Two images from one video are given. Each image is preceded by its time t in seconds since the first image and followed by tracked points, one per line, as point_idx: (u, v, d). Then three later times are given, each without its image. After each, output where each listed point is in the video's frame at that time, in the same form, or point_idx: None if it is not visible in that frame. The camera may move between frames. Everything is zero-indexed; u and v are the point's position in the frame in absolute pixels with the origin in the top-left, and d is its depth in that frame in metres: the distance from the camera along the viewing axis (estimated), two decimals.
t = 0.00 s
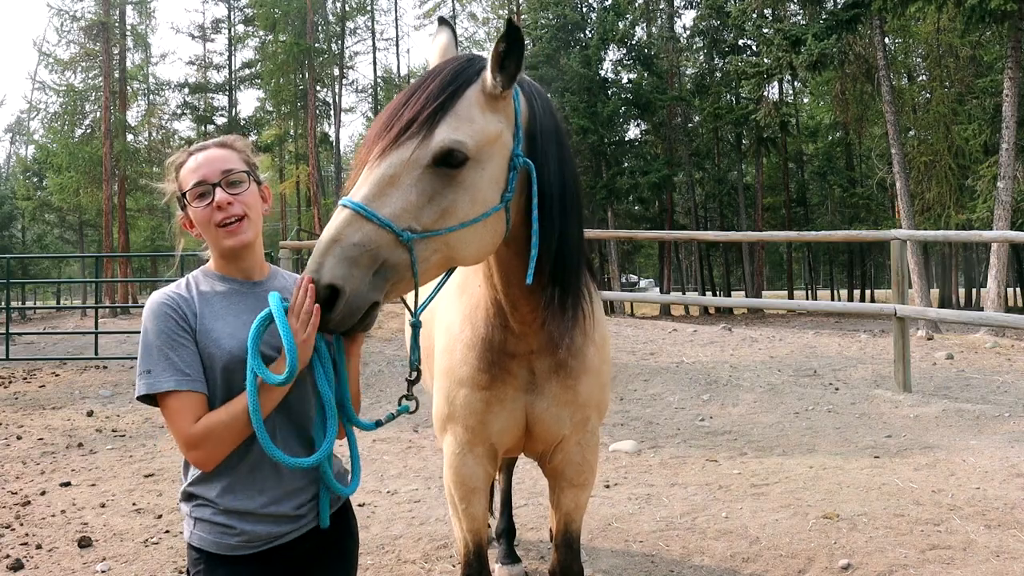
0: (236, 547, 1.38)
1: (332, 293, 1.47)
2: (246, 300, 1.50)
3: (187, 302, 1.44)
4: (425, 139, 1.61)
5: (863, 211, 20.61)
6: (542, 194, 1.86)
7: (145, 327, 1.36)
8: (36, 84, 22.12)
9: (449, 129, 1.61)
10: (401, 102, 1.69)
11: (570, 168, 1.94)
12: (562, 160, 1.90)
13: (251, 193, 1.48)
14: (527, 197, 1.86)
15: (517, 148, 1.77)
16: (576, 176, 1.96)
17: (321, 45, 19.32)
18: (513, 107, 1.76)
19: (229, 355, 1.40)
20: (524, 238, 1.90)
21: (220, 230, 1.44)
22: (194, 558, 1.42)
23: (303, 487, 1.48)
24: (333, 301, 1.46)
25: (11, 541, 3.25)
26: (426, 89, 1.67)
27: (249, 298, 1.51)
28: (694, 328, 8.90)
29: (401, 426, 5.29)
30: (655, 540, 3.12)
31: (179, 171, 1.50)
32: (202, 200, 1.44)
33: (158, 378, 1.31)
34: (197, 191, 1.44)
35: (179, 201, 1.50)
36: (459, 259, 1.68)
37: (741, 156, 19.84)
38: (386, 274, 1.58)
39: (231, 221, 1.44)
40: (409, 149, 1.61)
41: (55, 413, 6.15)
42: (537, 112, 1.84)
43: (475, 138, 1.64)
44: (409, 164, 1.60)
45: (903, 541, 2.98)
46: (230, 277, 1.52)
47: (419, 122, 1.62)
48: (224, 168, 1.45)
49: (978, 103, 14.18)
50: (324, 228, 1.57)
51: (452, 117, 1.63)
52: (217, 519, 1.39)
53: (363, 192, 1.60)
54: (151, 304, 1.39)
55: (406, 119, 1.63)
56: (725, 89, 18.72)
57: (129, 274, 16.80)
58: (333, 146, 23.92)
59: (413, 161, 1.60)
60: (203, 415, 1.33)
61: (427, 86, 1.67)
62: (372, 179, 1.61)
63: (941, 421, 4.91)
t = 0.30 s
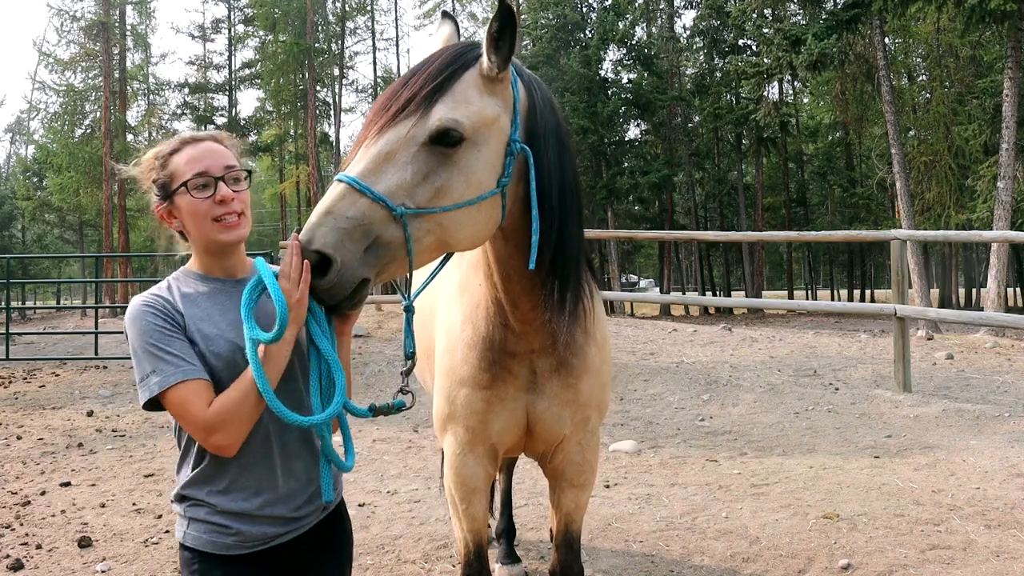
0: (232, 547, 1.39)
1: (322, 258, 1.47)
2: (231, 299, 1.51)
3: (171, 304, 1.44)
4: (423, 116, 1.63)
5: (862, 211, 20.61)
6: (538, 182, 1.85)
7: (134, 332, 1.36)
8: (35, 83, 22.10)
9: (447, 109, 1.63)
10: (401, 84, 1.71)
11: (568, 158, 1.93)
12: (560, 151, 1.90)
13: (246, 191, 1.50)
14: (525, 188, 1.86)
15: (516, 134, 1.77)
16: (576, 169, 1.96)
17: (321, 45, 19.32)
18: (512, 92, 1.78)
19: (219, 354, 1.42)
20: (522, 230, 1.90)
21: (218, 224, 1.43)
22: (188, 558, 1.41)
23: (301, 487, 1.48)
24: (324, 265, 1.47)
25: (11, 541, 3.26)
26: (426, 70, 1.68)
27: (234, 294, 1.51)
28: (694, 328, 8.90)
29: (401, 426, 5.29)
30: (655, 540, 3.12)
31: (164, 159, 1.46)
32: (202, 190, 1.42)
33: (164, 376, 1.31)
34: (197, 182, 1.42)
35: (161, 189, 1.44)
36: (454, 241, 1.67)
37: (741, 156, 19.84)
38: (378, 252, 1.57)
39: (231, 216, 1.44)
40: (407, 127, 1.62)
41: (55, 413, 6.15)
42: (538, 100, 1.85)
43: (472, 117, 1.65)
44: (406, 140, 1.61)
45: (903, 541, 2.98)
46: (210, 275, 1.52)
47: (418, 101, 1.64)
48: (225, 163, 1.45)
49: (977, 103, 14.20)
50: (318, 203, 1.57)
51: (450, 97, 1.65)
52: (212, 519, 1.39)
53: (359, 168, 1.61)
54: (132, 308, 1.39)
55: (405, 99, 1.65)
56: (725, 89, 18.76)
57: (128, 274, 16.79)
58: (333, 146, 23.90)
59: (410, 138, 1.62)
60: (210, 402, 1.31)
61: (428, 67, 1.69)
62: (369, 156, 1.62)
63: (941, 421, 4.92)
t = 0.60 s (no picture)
0: (199, 554, 1.38)
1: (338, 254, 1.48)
2: (201, 291, 1.47)
3: (141, 295, 1.37)
4: (432, 110, 1.63)
5: (862, 211, 20.61)
6: (543, 179, 1.85)
7: (101, 326, 1.30)
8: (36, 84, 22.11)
9: (455, 103, 1.63)
10: (406, 79, 1.71)
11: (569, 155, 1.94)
12: (562, 149, 1.90)
13: (214, 173, 1.48)
14: (528, 185, 1.86)
15: (520, 131, 1.77)
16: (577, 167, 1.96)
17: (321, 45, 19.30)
18: (515, 87, 1.78)
19: (197, 348, 1.38)
20: (524, 229, 1.90)
21: (192, 205, 1.41)
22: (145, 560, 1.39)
23: (272, 493, 1.49)
24: (341, 262, 1.48)
25: (11, 541, 3.25)
26: (433, 64, 1.69)
27: (202, 285, 1.48)
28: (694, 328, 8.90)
29: (401, 426, 5.29)
30: (655, 540, 3.12)
31: (128, 138, 1.42)
32: (176, 169, 1.40)
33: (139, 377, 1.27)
34: (170, 159, 1.39)
35: (122, 169, 1.39)
36: (464, 236, 1.67)
37: (741, 156, 19.84)
38: (390, 246, 1.57)
39: (204, 196, 1.42)
40: (417, 121, 1.62)
41: (55, 413, 6.15)
42: (541, 99, 1.85)
43: (480, 110, 1.65)
44: (416, 134, 1.62)
45: (903, 542, 2.98)
46: (177, 265, 1.48)
47: (426, 95, 1.64)
48: (195, 143, 1.44)
49: (977, 103, 14.19)
50: (327, 197, 1.57)
51: (458, 91, 1.65)
52: (181, 523, 1.37)
53: (369, 161, 1.61)
54: (97, 300, 1.32)
55: (413, 93, 1.65)
56: (725, 89, 18.78)
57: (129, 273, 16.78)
58: (333, 146, 23.89)
59: (420, 132, 1.62)
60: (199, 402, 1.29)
61: (434, 62, 1.69)
62: (378, 150, 1.62)
63: (941, 421, 4.91)
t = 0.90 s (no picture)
0: (157, 556, 1.37)
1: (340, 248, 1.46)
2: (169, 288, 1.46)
3: (106, 296, 1.35)
4: (445, 104, 1.63)
5: (862, 211, 20.61)
6: (548, 179, 1.86)
7: (64, 329, 1.28)
8: (36, 85, 22.11)
9: (468, 98, 1.64)
10: (416, 73, 1.71)
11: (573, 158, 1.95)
12: (564, 148, 1.91)
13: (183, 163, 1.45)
14: (533, 185, 1.86)
15: (526, 131, 1.78)
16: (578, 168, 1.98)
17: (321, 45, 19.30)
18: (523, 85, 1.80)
19: (165, 352, 1.37)
20: (528, 227, 1.91)
21: (161, 195, 1.38)
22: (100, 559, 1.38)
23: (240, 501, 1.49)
24: (343, 255, 1.46)
25: (11, 541, 3.25)
26: (445, 60, 1.70)
27: (170, 283, 1.47)
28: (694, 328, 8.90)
29: (401, 426, 5.29)
30: (655, 540, 3.12)
31: (90, 125, 1.38)
32: (144, 159, 1.37)
33: (99, 386, 1.25)
34: (138, 149, 1.36)
35: (82, 157, 1.35)
36: (471, 234, 1.67)
37: (741, 156, 19.83)
38: (398, 239, 1.57)
39: (173, 186, 1.40)
40: (429, 114, 1.63)
41: (56, 413, 6.15)
42: (545, 101, 1.87)
43: (493, 107, 1.66)
44: (429, 126, 1.62)
45: (903, 541, 2.98)
46: (142, 261, 1.46)
47: (440, 89, 1.64)
48: (162, 132, 1.40)
49: (977, 103, 14.17)
50: (336, 185, 1.56)
51: (471, 87, 1.66)
52: (142, 523, 1.37)
53: (380, 152, 1.61)
54: (58, 302, 1.30)
55: (426, 87, 1.66)
56: (725, 89, 18.79)
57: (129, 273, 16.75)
58: (333, 146, 23.88)
59: (432, 125, 1.62)
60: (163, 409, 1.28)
61: (446, 58, 1.70)
62: (389, 141, 1.62)
63: (941, 421, 4.91)
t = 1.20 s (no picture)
0: (132, 565, 1.36)
1: (344, 241, 1.46)
2: (139, 289, 1.41)
3: (64, 300, 1.31)
4: (450, 102, 1.63)
5: (862, 211, 20.60)
6: (551, 179, 1.87)
7: (19, 337, 1.25)
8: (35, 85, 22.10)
9: (472, 97, 1.63)
10: (419, 74, 1.71)
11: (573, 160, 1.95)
12: (565, 150, 1.91)
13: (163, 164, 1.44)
14: (536, 186, 1.86)
15: (528, 133, 1.78)
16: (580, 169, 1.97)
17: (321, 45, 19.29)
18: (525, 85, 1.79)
19: (126, 358, 1.33)
20: (530, 228, 1.91)
21: (144, 195, 1.37)
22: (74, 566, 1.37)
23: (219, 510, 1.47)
24: (347, 250, 1.46)
25: (11, 541, 3.25)
26: (449, 61, 1.69)
27: (143, 282, 1.42)
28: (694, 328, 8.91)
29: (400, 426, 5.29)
30: (655, 540, 3.12)
31: (71, 120, 1.36)
32: (127, 157, 1.36)
33: (29, 405, 1.22)
34: (120, 146, 1.35)
35: (61, 150, 1.33)
36: (475, 232, 1.66)
37: (741, 156, 19.84)
38: (401, 237, 1.57)
39: (156, 188, 1.39)
40: (433, 111, 1.62)
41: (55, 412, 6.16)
42: (546, 103, 1.88)
43: (497, 107, 1.66)
44: (433, 124, 1.61)
45: (903, 541, 2.98)
46: (112, 261, 1.41)
47: (444, 88, 1.64)
48: (145, 131, 1.40)
49: (977, 103, 14.17)
50: (339, 179, 1.57)
51: (475, 86, 1.65)
52: (115, 532, 1.36)
53: (384, 147, 1.60)
54: (16, 308, 1.27)
55: (429, 86, 1.65)
56: (725, 89, 18.81)
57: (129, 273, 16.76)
58: (333, 146, 23.87)
59: (437, 122, 1.62)
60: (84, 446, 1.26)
61: (450, 59, 1.70)
62: (393, 136, 1.61)
63: (941, 421, 4.91)
